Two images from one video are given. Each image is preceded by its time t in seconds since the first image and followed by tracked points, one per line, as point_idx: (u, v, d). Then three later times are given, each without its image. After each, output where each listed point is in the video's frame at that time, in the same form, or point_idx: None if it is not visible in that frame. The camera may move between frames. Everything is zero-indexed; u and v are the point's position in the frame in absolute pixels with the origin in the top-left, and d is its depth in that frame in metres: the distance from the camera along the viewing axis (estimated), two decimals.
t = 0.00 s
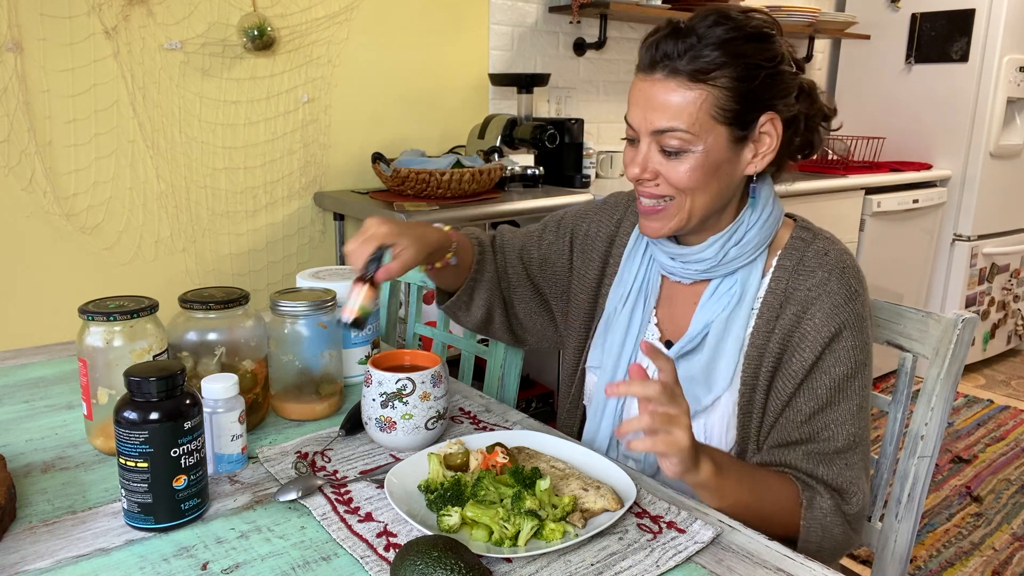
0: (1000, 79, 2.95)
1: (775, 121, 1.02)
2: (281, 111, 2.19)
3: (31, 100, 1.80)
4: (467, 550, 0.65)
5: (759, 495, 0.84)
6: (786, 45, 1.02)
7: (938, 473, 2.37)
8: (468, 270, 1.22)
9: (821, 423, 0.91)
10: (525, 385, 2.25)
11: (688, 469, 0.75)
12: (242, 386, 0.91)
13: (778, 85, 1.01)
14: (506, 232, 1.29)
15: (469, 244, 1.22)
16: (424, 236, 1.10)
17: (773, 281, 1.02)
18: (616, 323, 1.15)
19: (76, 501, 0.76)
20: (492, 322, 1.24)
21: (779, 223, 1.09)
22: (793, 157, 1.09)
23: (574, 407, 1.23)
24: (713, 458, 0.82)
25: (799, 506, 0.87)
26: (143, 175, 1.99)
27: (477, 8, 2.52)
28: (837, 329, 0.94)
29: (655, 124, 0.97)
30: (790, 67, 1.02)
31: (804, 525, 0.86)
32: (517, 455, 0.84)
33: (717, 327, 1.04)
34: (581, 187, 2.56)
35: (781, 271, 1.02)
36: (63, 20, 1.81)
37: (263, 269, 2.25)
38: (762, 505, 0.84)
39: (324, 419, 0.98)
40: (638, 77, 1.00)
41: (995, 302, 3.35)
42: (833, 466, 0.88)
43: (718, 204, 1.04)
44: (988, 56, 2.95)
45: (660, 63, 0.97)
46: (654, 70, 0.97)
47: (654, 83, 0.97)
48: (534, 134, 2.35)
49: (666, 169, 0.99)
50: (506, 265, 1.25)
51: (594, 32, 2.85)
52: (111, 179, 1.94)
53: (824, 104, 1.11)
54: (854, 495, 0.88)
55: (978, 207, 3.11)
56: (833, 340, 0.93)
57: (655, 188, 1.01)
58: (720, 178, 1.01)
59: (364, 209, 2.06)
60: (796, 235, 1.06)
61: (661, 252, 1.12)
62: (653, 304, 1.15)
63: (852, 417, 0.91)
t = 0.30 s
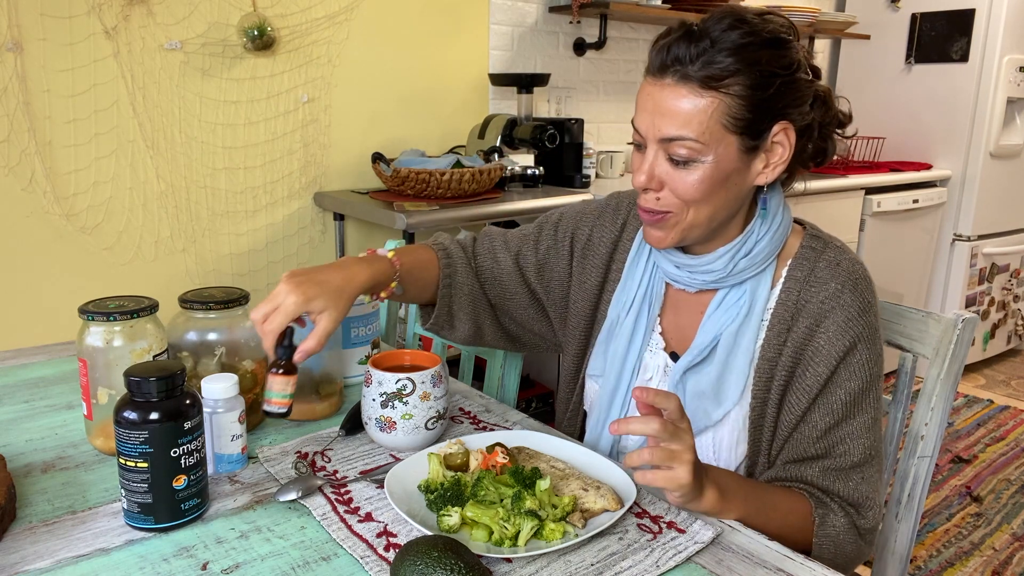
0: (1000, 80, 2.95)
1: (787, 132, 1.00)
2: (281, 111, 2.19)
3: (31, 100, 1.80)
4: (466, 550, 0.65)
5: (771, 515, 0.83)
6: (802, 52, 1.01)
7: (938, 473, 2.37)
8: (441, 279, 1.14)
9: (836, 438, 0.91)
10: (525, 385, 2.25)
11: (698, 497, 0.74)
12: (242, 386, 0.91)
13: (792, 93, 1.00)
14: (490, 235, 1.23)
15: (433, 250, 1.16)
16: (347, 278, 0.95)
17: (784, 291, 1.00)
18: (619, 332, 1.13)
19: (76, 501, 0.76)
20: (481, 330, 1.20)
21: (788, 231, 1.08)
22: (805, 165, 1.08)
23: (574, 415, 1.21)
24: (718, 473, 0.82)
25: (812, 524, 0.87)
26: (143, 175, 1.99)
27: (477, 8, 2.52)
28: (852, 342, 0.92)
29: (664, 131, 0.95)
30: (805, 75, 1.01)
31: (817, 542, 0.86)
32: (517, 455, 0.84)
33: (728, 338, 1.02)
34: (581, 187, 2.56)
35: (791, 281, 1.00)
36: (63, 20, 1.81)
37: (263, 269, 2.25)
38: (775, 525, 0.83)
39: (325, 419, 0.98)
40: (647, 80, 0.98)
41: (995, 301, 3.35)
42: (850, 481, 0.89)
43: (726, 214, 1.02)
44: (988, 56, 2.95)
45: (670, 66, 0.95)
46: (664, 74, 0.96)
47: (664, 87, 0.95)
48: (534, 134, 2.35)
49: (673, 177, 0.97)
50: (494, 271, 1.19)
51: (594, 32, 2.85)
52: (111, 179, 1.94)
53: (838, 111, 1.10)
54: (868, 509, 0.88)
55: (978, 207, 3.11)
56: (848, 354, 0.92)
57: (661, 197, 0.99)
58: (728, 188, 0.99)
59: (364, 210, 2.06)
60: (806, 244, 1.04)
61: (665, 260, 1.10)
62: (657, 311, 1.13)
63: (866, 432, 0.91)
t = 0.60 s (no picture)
0: (1000, 80, 2.95)
1: (792, 143, 1.00)
2: (281, 111, 2.19)
3: (31, 100, 1.80)
4: (467, 549, 0.65)
5: (772, 516, 0.84)
6: (811, 60, 1.01)
7: (938, 473, 2.37)
8: (424, 294, 1.11)
9: (840, 448, 0.91)
10: (525, 385, 2.25)
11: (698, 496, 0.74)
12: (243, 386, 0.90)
13: (798, 104, 0.99)
14: (481, 243, 1.19)
15: (414, 265, 1.11)
16: (302, 309, 0.89)
17: (787, 301, 0.99)
18: (618, 339, 1.13)
19: (76, 501, 0.76)
20: (475, 340, 1.18)
21: (791, 237, 1.08)
22: (809, 171, 1.09)
23: (573, 419, 1.21)
24: (719, 472, 0.81)
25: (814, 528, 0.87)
26: (143, 175, 1.99)
27: (477, 8, 2.52)
28: (856, 352, 0.92)
29: (665, 142, 0.95)
30: (812, 83, 1.01)
31: (817, 548, 0.86)
32: (517, 455, 0.84)
33: (730, 349, 1.02)
34: (581, 187, 2.56)
35: (795, 290, 0.99)
36: (63, 20, 1.81)
37: (263, 268, 2.25)
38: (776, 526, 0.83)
39: (324, 419, 0.98)
40: (648, 87, 0.98)
41: (995, 302, 3.35)
42: (852, 489, 0.89)
43: (728, 224, 1.02)
44: (988, 56, 2.95)
45: (673, 75, 0.95)
46: (666, 83, 0.95)
47: (666, 97, 0.95)
48: (534, 134, 2.35)
49: (674, 189, 0.97)
50: (488, 281, 1.16)
51: (594, 32, 2.85)
52: (111, 179, 1.94)
53: (844, 116, 1.10)
54: (872, 518, 0.88)
55: (978, 207, 3.11)
56: (852, 364, 0.92)
57: (660, 208, 0.99)
58: (731, 200, 0.99)
59: (364, 210, 2.06)
60: (809, 251, 1.04)
61: (666, 268, 1.10)
62: (656, 319, 1.13)
63: (869, 442, 0.91)
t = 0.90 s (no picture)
0: (1000, 80, 2.95)
1: (790, 146, 1.00)
2: (281, 111, 2.19)
3: (31, 100, 1.80)
4: (466, 549, 0.65)
5: (772, 517, 0.84)
6: (807, 61, 1.01)
7: (938, 473, 2.37)
8: (413, 306, 1.12)
9: (839, 450, 0.91)
10: (525, 385, 2.25)
11: (697, 495, 0.74)
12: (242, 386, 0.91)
13: (796, 106, 0.99)
14: (475, 250, 1.20)
15: (403, 275, 1.13)
16: (274, 326, 0.90)
17: (784, 303, 0.99)
18: (616, 342, 1.13)
19: (76, 501, 0.76)
20: (471, 347, 1.17)
21: (788, 238, 1.08)
22: (808, 172, 1.09)
23: (573, 422, 1.21)
24: (718, 471, 0.81)
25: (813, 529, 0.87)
26: (143, 175, 1.99)
27: (476, 8, 2.52)
28: (854, 354, 0.92)
29: (662, 145, 0.95)
30: (809, 85, 1.00)
31: (818, 549, 0.86)
32: (517, 455, 0.84)
33: (728, 351, 1.02)
34: (581, 187, 2.56)
35: (791, 292, 0.99)
36: (63, 20, 1.81)
37: (263, 268, 2.25)
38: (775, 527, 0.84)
39: (324, 420, 0.98)
40: (645, 90, 0.97)
41: (995, 302, 3.35)
42: (852, 491, 0.89)
43: (726, 227, 1.02)
44: (988, 56, 2.95)
45: (670, 77, 0.95)
46: (663, 86, 0.95)
47: (663, 99, 0.94)
48: (534, 134, 2.35)
49: (671, 192, 0.97)
50: (483, 287, 1.17)
51: (594, 32, 2.85)
52: (111, 179, 1.94)
53: (843, 117, 1.10)
54: (872, 519, 0.88)
55: (978, 207, 3.11)
56: (850, 366, 0.92)
57: (657, 211, 0.99)
58: (729, 203, 0.99)
59: (364, 210, 2.06)
60: (806, 251, 1.04)
61: (662, 271, 1.10)
62: (654, 320, 1.13)
63: (869, 443, 0.91)
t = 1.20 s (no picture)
0: (1000, 80, 2.95)
1: (782, 141, 1.00)
2: (281, 111, 2.19)
3: (32, 101, 1.80)
4: (466, 549, 0.65)
5: (771, 517, 0.83)
6: (798, 57, 1.01)
7: (938, 473, 2.37)
8: (411, 313, 1.11)
9: (838, 448, 0.91)
10: (525, 385, 2.25)
11: (697, 496, 0.74)
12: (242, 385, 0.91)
13: (788, 102, 1.00)
14: (472, 254, 1.20)
15: (400, 282, 1.12)
16: (268, 334, 0.90)
17: (781, 301, 0.99)
18: (614, 342, 1.13)
19: (76, 501, 0.76)
20: (469, 350, 1.17)
21: (785, 236, 1.08)
22: (803, 170, 1.09)
23: (573, 422, 1.20)
24: (718, 471, 0.81)
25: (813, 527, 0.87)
26: (143, 175, 1.99)
27: (476, 8, 2.52)
28: (852, 351, 0.92)
29: (656, 142, 0.95)
30: (801, 80, 1.01)
31: (818, 546, 0.86)
32: (517, 455, 0.84)
33: (727, 350, 1.02)
34: (581, 187, 2.56)
35: (789, 289, 0.99)
36: (63, 20, 1.81)
37: (263, 268, 2.25)
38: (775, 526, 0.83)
39: (324, 420, 0.98)
40: (638, 89, 0.98)
41: (995, 302, 3.35)
42: (852, 488, 0.89)
43: (721, 225, 1.02)
44: (988, 56, 2.95)
45: (661, 75, 0.95)
46: (655, 84, 0.95)
47: (655, 97, 0.95)
48: (534, 134, 2.35)
49: (665, 190, 0.97)
50: (480, 291, 1.16)
51: (594, 32, 2.85)
52: (111, 179, 1.94)
53: (836, 114, 1.10)
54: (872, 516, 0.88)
55: (978, 207, 3.11)
56: (848, 364, 0.92)
57: (652, 209, 0.99)
58: (724, 200, 0.99)
59: (364, 210, 2.06)
60: (803, 249, 1.04)
61: (659, 271, 1.10)
62: (652, 320, 1.13)
63: (868, 441, 0.91)
